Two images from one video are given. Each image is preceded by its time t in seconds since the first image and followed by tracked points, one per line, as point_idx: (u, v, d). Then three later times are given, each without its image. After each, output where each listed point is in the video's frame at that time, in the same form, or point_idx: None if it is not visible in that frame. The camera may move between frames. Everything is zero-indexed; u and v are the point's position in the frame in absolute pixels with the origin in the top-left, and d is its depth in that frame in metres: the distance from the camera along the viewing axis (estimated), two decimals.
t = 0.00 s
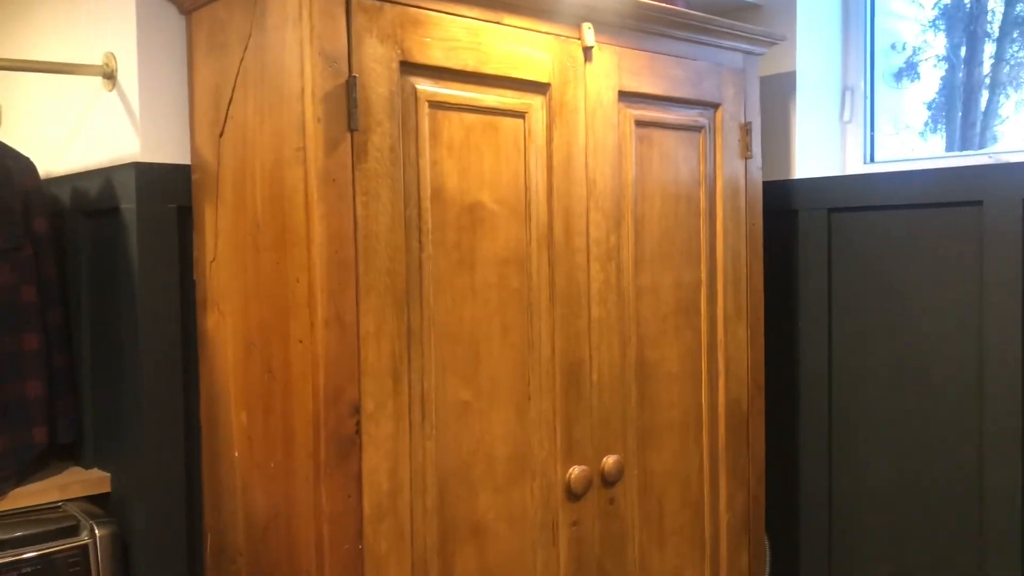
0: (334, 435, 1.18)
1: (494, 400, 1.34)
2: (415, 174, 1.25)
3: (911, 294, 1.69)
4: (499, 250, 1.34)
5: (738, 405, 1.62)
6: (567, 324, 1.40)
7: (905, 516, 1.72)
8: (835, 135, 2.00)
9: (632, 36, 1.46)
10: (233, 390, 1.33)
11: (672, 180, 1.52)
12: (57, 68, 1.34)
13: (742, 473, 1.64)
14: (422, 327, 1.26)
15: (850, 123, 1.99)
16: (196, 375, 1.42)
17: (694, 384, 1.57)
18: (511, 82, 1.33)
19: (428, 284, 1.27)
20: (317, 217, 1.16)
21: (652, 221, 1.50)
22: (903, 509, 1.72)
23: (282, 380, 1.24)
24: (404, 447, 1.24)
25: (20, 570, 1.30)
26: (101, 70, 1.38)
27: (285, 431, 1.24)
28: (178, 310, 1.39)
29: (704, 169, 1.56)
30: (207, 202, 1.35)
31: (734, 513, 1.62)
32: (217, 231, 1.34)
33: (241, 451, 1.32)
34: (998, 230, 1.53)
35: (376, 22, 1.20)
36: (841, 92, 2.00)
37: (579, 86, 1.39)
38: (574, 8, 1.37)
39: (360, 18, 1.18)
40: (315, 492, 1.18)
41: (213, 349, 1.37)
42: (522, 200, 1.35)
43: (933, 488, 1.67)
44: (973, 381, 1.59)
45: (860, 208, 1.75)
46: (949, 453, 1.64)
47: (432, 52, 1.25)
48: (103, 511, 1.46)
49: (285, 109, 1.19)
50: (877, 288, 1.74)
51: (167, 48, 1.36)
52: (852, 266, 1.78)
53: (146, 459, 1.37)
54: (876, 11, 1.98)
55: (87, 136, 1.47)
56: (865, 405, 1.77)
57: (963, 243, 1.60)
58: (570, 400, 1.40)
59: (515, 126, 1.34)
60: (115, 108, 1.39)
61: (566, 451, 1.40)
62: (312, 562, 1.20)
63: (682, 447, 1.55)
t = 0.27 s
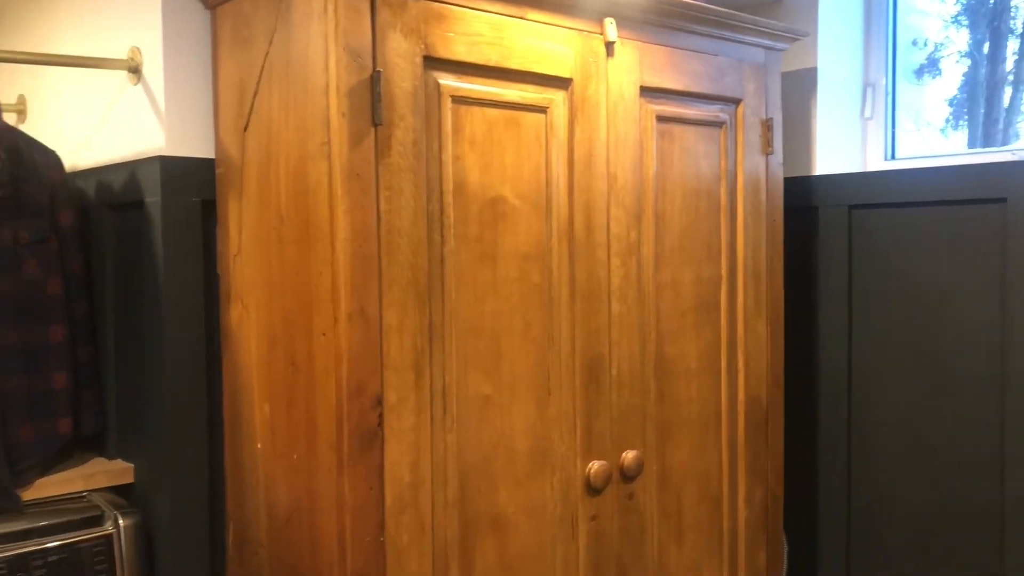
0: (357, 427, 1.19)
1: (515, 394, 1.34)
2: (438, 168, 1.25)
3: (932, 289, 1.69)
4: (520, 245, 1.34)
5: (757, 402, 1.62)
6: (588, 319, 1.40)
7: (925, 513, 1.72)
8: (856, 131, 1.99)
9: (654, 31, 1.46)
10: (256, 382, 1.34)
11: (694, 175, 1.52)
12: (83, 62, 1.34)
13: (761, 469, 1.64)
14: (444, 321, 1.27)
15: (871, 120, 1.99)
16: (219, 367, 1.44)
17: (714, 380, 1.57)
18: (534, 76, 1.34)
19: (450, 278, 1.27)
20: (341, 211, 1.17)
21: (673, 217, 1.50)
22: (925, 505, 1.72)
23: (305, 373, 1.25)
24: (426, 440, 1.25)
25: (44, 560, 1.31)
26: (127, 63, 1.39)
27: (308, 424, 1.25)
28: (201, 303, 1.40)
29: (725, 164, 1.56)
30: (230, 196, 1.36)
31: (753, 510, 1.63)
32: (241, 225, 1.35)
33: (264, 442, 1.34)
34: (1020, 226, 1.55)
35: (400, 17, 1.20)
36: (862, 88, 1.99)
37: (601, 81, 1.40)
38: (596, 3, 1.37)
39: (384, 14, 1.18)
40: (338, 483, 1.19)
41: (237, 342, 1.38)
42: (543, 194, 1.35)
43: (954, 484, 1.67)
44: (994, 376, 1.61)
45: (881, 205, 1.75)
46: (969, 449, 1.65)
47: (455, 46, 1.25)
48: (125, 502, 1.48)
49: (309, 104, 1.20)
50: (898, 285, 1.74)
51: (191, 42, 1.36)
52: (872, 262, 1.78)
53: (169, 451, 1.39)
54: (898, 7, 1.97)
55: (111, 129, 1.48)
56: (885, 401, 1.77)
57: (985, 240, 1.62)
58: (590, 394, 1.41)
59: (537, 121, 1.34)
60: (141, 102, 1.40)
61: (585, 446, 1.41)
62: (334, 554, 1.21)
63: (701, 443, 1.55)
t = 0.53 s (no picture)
0: (378, 421, 1.19)
1: (534, 390, 1.35)
2: (459, 164, 1.26)
3: (953, 289, 1.69)
4: (540, 241, 1.34)
5: (775, 400, 1.62)
6: (606, 316, 1.41)
7: (943, 512, 1.72)
8: (876, 129, 1.98)
9: (675, 28, 1.46)
10: (277, 376, 1.35)
11: (713, 172, 1.52)
12: (108, 56, 1.36)
13: (778, 466, 1.64)
14: (464, 316, 1.27)
15: (891, 117, 1.98)
16: (240, 361, 1.45)
17: (732, 378, 1.57)
18: (555, 73, 1.34)
19: (471, 274, 1.28)
20: (363, 206, 1.17)
21: (693, 214, 1.50)
22: (942, 504, 1.72)
23: (326, 368, 1.25)
24: (445, 435, 1.26)
25: (68, 549, 1.32)
26: (151, 58, 1.40)
27: (328, 417, 1.26)
28: (223, 297, 1.42)
29: (745, 161, 1.56)
30: (253, 191, 1.37)
31: (769, 507, 1.63)
32: (263, 220, 1.35)
33: (284, 435, 1.35)
34: None
35: (423, 13, 1.20)
36: (882, 85, 1.98)
37: (622, 78, 1.40)
38: None
39: (407, 10, 1.19)
40: (359, 476, 1.20)
41: (258, 336, 1.39)
42: (563, 191, 1.36)
43: (972, 483, 1.67)
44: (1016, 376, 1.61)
45: (902, 203, 1.75)
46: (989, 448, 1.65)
47: (477, 42, 1.25)
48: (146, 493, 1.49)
49: (332, 100, 1.21)
50: (918, 284, 1.74)
51: (215, 38, 1.37)
52: (892, 261, 1.77)
53: (191, 444, 1.40)
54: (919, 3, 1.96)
55: (134, 123, 1.49)
56: (904, 400, 1.77)
57: (1007, 239, 1.61)
58: (608, 391, 1.41)
59: (557, 117, 1.34)
60: (164, 97, 1.41)
61: (604, 442, 1.41)
62: (354, 547, 1.21)
63: (718, 441, 1.55)
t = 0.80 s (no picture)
0: (406, 418, 1.20)
1: (558, 388, 1.36)
2: (486, 164, 1.27)
3: (975, 289, 1.70)
4: (565, 240, 1.36)
5: (796, 399, 1.63)
6: (630, 315, 1.42)
7: (962, 511, 1.73)
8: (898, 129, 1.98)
9: (700, 28, 1.46)
10: (305, 374, 1.37)
11: (736, 172, 1.53)
12: (138, 57, 1.38)
13: (799, 465, 1.65)
14: (489, 315, 1.29)
15: (914, 117, 1.98)
16: (268, 358, 1.46)
17: (754, 377, 1.58)
18: (581, 73, 1.35)
19: (497, 273, 1.29)
20: (392, 206, 1.18)
21: (716, 214, 1.51)
22: (962, 504, 1.73)
23: (354, 365, 1.27)
24: (472, 432, 1.27)
25: (100, 543, 1.34)
26: (180, 58, 1.42)
27: (356, 414, 1.27)
28: (250, 294, 1.43)
29: (768, 161, 1.56)
30: (282, 190, 1.39)
31: (790, 505, 1.64)
32: (292, 219, 1.37)
33: (312, 432, 1.36)
34: None
35: (452, 14, 1.21)
36: (905, 85, 1.98)
37: (646, 78, 1.40)
38: None
39: (436, 12, 1.20)
40: (387, 473, 1.21)
41: (286, 334, 1.41)
42: (588, 191, 1.37)
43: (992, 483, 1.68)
44: None
45: (923, 203, 1.76)
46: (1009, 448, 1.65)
47: (504, 44, 1.26)
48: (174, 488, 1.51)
49: (362, 101, 1.22)
50: (939, 284, 1.75)
51: (243, 39, 1.39)
52: (914, 260, 1.78)
53: (219, 440, 1.42)
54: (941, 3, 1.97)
55: (163, 123, 1.51)
56: (924, 399, 1.78)
57: None
58: (632, 389, 1.42)
59: (582, 118, 1.35)
60: (193, 97, 1.43)
61: (627, 440, 1.42)
62: (382, 542, 1.22)
63: (739, 439, 1.56)
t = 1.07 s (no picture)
0: (446, 413, 1.22)
1: (594, 384, 1.37)
2: (524, 162, 1.28)
3: (1006, 285, 1.70)
4: (600, 238, 1.37)
5: (828, 395, 1.64)
6: (664, 312, 1.43)
7: (992, 507, 1.74)
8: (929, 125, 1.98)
9: (736, 26, 1.47)
10: (344, 370, 1.39)
11: (769, 170, 1.54)
12: (179, 57, 1.40)
13: (829, 461, 1.66)
14: (527, 312, 1.30)
15: (945, 114, 1.98)
16: (306, 354, 1.49)
17: (785, 374, 1.59)
18: (617, 72, 1.36)
19: (534, 270, 1.30)
20: (433, 204, 1.20)
21: (749, 212, 1.52)
22: (992, 500, 1.73)
23: (394, 361, 1.28)
24: (509, 428, 1.28)
25: (144, 535, 1.36)
26: (220, 58, 1.44)
27: (397, 409, 1.29)
28: (289, 292, 1.45)
29: (800, 158, 1.57)
30: (321, 189, 1.41)
31: (821, 501, 1.65)
32: (332, 217, 1.39)
33: (351, 426, 1.39)
34: None
35: (491, 14, 1.23)
36: (936, 81, 1.98)
37: (681, 76, 1.41)
38: None
39: (476, 12, 1.21)
40: (427, 467, 1.23)
41: (326, 330, 1.43)
42: (624, 188, 1.38)
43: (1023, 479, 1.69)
44: None
45: (954, 200, 1.76)
46: None
47: (542, 43, 1.27)
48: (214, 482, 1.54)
49: (403, 100, 1.23)
50: (970, 281, 1.75)
51: (281, 39, 1.41)
52: (945, 257, 1.79)
53: (259, 435, 1.44)
54: None
55: (202, 122, 1.53)
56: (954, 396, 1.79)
57: None
58: (666, 385, 1.44)
59: (618, 116, 1.36)
60: (233, 96, 1.45)
61: (661, 436, 1.44)
62: (422, 535, 1.24)
63: (771, 435, 1.58)
